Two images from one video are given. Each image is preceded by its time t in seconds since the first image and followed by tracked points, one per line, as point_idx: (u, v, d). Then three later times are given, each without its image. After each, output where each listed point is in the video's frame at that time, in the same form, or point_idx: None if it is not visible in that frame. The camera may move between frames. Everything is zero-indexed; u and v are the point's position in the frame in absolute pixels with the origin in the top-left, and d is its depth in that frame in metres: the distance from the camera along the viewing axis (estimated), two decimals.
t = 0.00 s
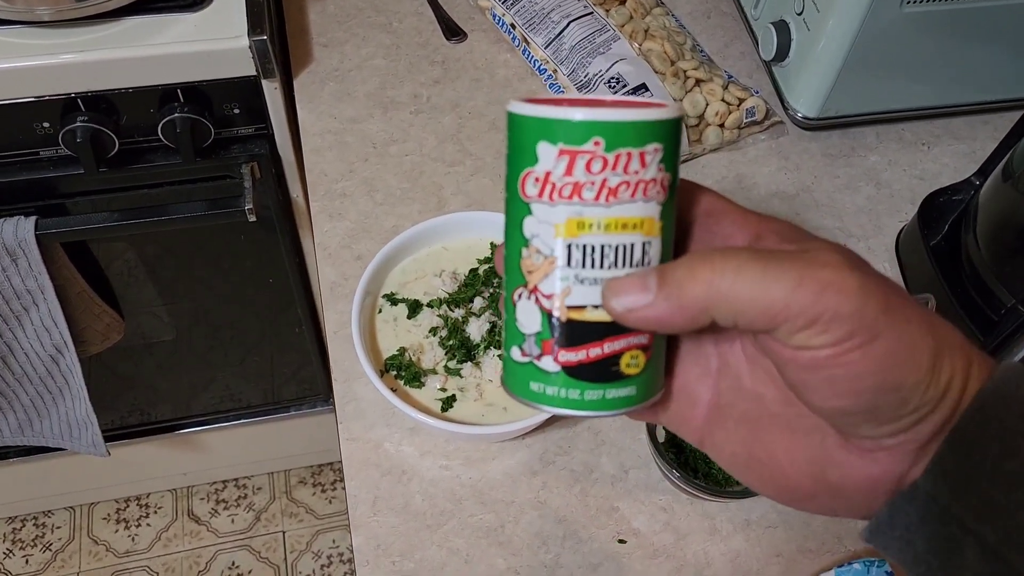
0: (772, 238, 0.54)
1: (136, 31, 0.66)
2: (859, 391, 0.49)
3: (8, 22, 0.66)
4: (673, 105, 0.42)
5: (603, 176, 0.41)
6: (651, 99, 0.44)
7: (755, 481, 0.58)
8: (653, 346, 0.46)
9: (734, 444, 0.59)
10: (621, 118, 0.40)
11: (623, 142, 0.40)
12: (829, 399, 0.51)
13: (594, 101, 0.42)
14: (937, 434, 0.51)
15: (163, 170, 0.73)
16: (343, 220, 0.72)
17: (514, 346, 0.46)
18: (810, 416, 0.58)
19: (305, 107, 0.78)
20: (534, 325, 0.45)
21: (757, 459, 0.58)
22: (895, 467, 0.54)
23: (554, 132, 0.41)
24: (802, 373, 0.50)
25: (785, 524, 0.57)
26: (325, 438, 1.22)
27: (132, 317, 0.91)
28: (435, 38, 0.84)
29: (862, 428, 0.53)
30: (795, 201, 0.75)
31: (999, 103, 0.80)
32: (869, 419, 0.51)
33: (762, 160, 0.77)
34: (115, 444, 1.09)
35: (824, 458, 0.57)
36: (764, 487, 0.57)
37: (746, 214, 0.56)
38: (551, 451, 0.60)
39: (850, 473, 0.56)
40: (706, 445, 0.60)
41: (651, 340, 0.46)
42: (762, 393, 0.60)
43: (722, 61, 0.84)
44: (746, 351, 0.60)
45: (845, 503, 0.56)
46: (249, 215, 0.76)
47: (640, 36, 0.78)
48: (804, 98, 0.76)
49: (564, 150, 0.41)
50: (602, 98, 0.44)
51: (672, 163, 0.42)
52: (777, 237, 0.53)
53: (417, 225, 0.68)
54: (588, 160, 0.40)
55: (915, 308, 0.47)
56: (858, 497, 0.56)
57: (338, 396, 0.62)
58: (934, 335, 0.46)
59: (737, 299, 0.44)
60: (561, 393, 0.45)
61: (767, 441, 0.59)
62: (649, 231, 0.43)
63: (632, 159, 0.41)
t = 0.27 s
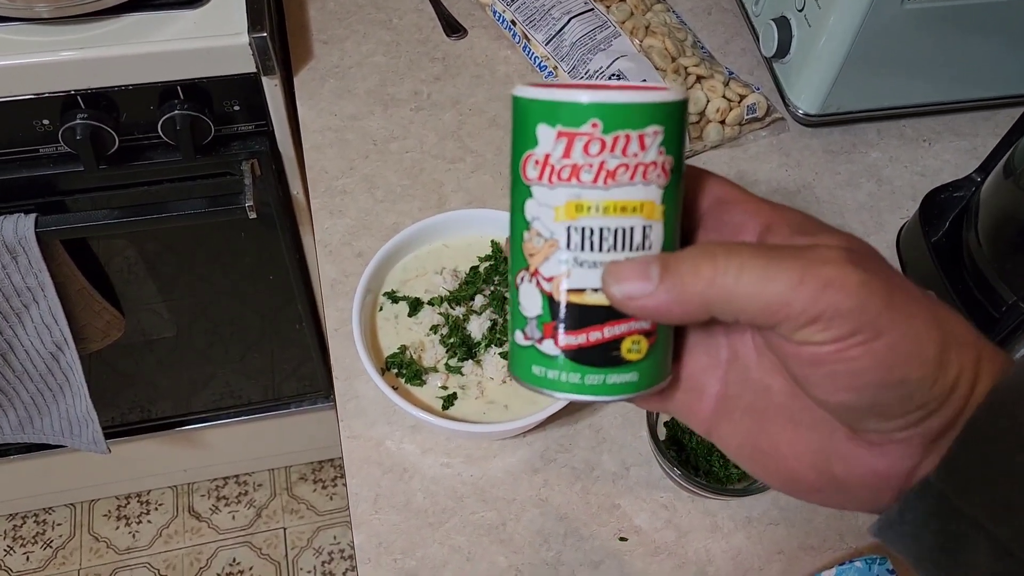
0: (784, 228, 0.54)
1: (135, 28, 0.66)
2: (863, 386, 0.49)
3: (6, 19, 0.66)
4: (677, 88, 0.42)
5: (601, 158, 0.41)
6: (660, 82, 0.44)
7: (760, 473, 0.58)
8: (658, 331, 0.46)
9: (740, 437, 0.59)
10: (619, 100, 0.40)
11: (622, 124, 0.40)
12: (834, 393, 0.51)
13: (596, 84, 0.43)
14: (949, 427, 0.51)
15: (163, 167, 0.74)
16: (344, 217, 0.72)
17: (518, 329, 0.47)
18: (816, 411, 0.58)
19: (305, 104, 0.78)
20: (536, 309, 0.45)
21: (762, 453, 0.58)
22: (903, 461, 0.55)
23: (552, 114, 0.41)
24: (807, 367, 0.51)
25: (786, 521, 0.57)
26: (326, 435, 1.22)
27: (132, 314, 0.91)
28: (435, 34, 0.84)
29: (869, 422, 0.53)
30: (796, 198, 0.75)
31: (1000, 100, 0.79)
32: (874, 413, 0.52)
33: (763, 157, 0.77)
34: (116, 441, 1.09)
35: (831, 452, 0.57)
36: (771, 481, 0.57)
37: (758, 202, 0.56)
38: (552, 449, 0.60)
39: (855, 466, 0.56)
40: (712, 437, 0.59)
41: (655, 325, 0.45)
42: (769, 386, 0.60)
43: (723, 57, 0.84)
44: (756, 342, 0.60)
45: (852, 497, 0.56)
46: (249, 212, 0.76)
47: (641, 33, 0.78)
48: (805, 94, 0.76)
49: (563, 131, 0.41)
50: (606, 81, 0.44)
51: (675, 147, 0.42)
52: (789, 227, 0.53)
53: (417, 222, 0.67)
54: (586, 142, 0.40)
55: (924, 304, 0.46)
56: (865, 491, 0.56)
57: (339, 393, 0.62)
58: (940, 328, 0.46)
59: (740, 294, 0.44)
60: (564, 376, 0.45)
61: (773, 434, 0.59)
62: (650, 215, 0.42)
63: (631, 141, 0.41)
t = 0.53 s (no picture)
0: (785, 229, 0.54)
1: (135, 24, 0.66)
2: (891, 373, 0.49)
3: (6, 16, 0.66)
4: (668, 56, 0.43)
5: (619, 119, 0.41)
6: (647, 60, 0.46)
7: (765, 482, 0.56)
8: (717, 291, 0.44)
9: (749, 443, 0.58)
10: (622, 61, 0.41)
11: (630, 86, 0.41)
12: (860, 381, 0.51)
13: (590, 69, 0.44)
14: (958, 440, 0.52)
15: (163, 164, 0.73)
16: (344, 214, 0.72)
17: (575, 327, 0.44)
18: (828, 417, 0.57)
19: (306, 101, 0.78)
20: (591, 295, 0.43)
21: (770, 458, 0.57)
22: (913, 471, 0.54)
23: (560, 94, 0.41)
24: (840, 347, 0.51)
25: (787, 517, 0.57)
26: (326, 432, 1.22)
27: (132, 311, 0.91)
28: (436, 30, 0.84)
29: (882, 425, 0.53)
30: (797, 194, 0.75)
31: (1002, 96, 0.79)
32: (891, 411, 0.51)
33: (764, 153, 0.77)
34: (116, 438, 1.09)
35: (840, 459, 0.56)
36: (779, 488, 0.56)
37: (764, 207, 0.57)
38: (553, 446, 0.60)
39: (867, 475, 0.55)
40: (721, 449, 0.59)
41: (714, 284, 0.44)
42: (780, 390, 0.59)
43: (724, 53, 0.84)
44: (770, 349, 0.60)
45: (860, 506, 0.55)
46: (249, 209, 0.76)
47: (642, 29, 0.78)
48: (806, 91, 0.76)
49: (574, 106, 0.41)
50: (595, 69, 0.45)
51: (682, 102, 0.43)
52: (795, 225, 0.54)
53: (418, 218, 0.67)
54: (602, 107, 0.41)
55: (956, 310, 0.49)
56: (873, 502, 0.55)
57: (340, 390, 0.62)
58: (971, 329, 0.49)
59: (789, 262, 0.45)
60: (637, 355, 0.42)
61: (781, 441, 0.58)
62: (681, 165, 0.42)
63: (643, 98, 0.41)
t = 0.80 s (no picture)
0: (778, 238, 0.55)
1: (136, 21, 0.66)
2: (896, 379, 0.48)
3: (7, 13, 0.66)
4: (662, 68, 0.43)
5: (604, 140, 0.40)
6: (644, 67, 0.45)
7: (766, 491, 0.55)
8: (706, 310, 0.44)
9: (750, 453, 0.56)
10: (608, 80, 0.40)
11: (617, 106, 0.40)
12: (862, 388, 0.50)
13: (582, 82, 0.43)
14: (958, 448, 0.52)
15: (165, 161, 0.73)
16: (346, 210, 0.72)
17: (563, 345, 0.45)
18: (831, 425, 0.55)
19: (307, 98, 0.78)
20: (575, 315, 0.43)
21: (772, 469, 0.55)
22: (913, 478, 0.53)
23: (546, 113, 0.41)
24: (845, 352, 0.50)
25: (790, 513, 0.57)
26: (327, 430, 1.23)
27: (134, 309, 0.91)
28: (436, 27, 0.84)
29: (886, 430, 0.52)
30: (798, 190, 0.74)
31: (1003, 92, 0.79)
32: (894, 417, 0.50)
33: (765, 150, 0.77)
34: (117, 436, 1.09)
35: (843, 466, 0.54)
36: (778, 497, 0.54)
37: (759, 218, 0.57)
38: (555, 442, 0.60)
39: (870, 483, 0.53)
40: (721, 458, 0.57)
41: (702, 304, 0.44)
42: (780, 401, 0.57)
43: (725, 50, 0.84)
44: (768, 358, 0.59)
45: (859, 513, 0.54)
46: (251, 206, 0.76)
47: (643, 25, 0.78)
48: (808, 87, 0.76)
49: (559, 126, 0.41)
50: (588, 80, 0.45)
51: (673, 119, 0.42)
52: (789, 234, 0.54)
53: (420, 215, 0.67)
54: (586, 128, 0.40)
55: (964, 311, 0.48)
56: (874, 509, 0.53)
57: (342, 387, 0.62)
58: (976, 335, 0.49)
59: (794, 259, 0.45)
60: (620, 376, 0.43)
61: (783, 450, 0.56)
62: (668, 186, 0.42)
63: (630, 118, 0.41)
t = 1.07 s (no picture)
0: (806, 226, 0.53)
1: (136, 18, 0.66)
2: (888, 396, 0.47)
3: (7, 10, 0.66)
4: (684, 90, 0.38)
5: (587, 167, 0.38)
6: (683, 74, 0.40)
7: (770, 482, 0.56)
8: (660, 345, 0.43)
9: (753, 444, 0.58)
10: (606, 104, 0.37)
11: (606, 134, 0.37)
12: (856, 401, 0.49)
13: (598, 83, 0.40)
14: (963, 451, 0.50)
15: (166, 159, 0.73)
16: (347, 208, 0.71)
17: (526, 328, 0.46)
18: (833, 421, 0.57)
19: (307, 95, 0.78)
20: (534, 315, 0.44)
21: (775, 460, 0.57)
22: (918, 477, 0.53)
23: (539, 120, 0.38)
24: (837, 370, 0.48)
25: (792, 510, 0.57)
26: (327, 428, 1.22)
27: (134, 306, 0.91)
28: (437, 25, 0.84)
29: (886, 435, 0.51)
30: (800, 187, 0.74)
31: (1004, 89, 0.79)
32: (894, 427, 0.50)
33: (767, 147, 0.77)
34: (118, 434, 1.09)
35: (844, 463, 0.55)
36: (782, 489, 0.56)
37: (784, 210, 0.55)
38: (557, 439, 0.60)
39: (871, 481, 0.54)
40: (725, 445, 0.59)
41: (656, 340, 0.43)
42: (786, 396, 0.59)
43: (727, 47, 0.84)
44: (774, 349, 0.60)
45: (863, 510, 0.54)
46: (252, 204, 0.76)
47: (644, 22, 0.78)
48: (809, 84, 0.76)
49: (545, 138, 0.38)
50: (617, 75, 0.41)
51: (673, 154, 0.38)
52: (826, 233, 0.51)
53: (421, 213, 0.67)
54: (570, 150, 0.38)
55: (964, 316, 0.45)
56: (878, 507, 0.54)
57: (344, 384, 0.62)
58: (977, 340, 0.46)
59: (776, 300, 0.42)
60: (561, 382, 0.44)
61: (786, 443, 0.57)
62: (643, 226, 0.39)
63: (618, 150, 0.37)
